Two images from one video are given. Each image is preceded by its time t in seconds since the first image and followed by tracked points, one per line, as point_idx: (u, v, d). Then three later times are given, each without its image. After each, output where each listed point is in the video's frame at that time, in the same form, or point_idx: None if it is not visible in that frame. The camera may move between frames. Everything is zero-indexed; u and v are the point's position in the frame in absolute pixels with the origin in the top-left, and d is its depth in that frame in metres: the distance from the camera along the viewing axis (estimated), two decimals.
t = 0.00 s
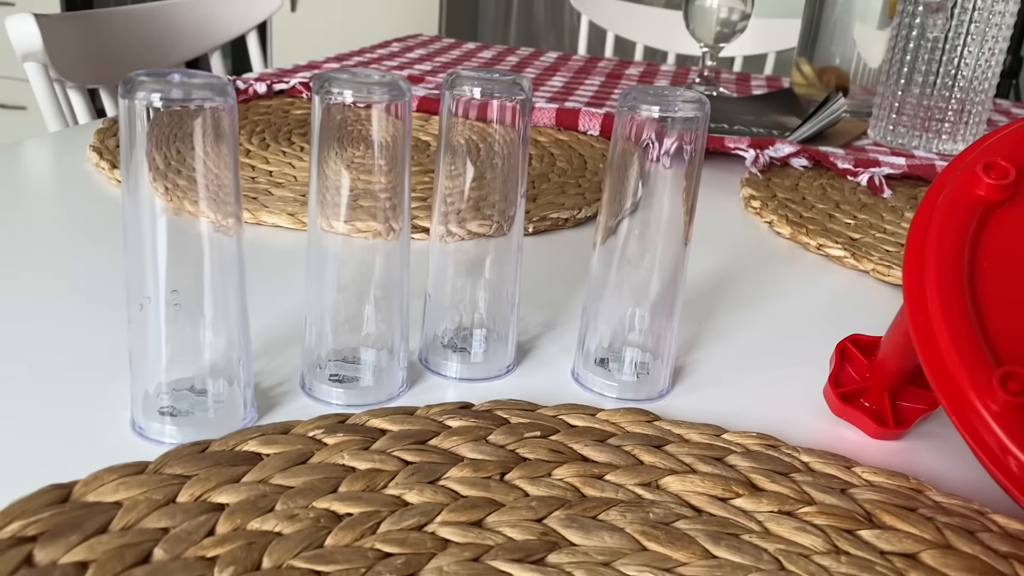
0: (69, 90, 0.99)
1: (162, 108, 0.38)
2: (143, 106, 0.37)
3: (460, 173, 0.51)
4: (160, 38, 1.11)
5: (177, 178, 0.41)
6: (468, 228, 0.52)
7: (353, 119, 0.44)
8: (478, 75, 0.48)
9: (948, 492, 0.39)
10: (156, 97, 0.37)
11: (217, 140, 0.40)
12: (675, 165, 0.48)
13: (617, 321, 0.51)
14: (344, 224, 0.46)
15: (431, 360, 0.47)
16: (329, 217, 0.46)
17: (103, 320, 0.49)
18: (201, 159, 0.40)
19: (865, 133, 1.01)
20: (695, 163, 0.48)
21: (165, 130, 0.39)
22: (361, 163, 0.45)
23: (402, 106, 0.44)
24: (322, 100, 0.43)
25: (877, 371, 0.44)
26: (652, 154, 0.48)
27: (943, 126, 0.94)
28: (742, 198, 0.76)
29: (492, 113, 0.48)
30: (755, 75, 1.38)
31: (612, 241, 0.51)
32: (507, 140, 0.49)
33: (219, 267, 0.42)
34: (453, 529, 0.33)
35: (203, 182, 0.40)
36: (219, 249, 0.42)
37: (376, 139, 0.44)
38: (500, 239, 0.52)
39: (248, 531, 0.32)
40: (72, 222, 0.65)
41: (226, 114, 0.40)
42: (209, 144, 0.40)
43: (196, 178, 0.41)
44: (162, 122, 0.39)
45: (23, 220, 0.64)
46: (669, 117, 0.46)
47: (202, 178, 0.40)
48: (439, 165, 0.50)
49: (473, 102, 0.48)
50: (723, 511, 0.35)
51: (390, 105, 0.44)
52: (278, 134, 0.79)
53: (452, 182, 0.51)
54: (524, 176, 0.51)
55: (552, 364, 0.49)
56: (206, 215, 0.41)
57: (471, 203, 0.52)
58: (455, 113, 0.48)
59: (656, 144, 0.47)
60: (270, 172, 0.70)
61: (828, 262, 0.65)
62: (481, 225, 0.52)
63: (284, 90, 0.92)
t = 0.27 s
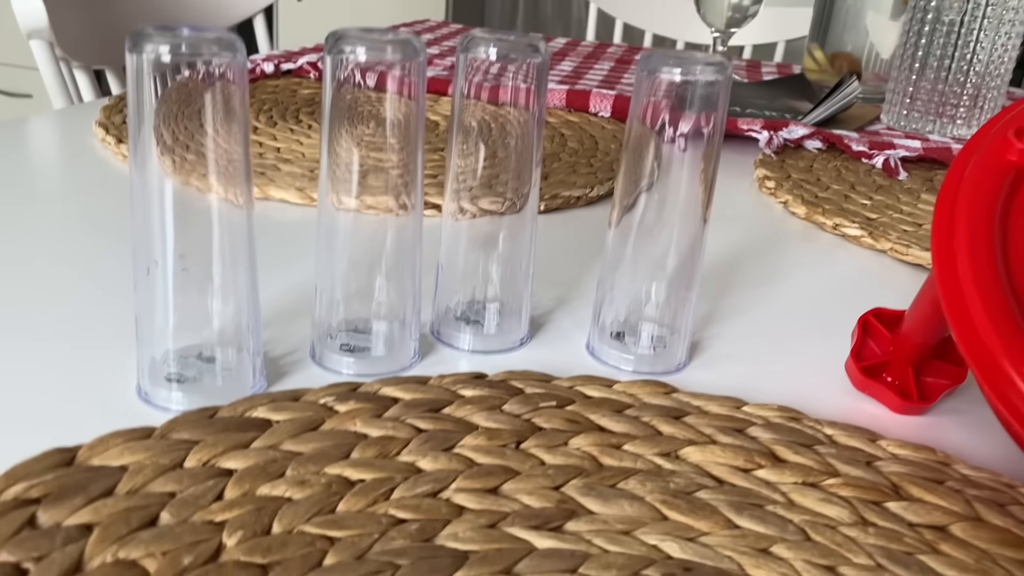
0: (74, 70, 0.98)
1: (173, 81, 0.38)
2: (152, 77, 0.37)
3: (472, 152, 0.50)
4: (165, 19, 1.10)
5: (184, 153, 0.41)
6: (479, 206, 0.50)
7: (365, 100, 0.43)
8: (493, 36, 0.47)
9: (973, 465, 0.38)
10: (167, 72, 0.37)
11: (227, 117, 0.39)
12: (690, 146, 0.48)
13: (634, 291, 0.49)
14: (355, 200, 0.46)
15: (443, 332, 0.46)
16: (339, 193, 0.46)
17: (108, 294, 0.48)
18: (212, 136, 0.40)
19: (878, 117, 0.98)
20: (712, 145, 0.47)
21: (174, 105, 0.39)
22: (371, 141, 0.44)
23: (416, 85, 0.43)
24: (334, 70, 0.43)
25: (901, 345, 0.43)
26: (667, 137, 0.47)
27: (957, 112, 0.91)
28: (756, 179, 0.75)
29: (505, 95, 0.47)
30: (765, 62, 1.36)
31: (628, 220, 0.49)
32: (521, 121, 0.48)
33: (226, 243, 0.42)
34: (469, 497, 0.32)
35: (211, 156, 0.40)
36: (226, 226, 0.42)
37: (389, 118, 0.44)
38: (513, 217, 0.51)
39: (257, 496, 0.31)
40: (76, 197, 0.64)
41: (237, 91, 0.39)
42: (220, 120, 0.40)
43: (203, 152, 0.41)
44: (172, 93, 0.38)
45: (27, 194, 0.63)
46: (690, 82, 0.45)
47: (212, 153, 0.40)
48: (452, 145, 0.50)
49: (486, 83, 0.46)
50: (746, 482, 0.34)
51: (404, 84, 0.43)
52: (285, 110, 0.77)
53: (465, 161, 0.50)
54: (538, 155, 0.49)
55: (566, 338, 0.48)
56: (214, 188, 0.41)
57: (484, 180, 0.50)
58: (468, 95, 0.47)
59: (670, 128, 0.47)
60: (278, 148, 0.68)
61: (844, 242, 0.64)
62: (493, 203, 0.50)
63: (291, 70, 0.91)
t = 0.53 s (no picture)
0: (76, 57, 0.98)
1: (175, 69, 0.37)
2: (153, 65, 0.37)
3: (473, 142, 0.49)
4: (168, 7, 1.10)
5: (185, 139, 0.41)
6: (480, 194, 0.49)
7: (366, 90, 0.43)
8: (497, 22, 0.46)
9: (971, 455, 0.38)
10: (169, 60, 0.37)
11: (228, 105, 0.40)
12: (691, 138, 0.47)
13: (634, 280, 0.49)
14: (355, 186, 0.46)
15: (443, 320, 0.47)
16: (340, 179, 0.46)
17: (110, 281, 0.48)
18: (213, 123, 0.40)
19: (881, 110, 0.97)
20: (714, 136, 0.47)
21: (175, 93, 0.39)
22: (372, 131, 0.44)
23: (417, 74, 0.43)
24: (336, 61, 0.42)
25: (901, 334, 0.43)
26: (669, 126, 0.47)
27: (961, 105, 0.91)
28: (758, 170, 0.75)
29: (506, 85, 0.47)
30: (769, 54, 1.36)
31: (628, 210, 0.49)
32: (523, 111, 0.47)
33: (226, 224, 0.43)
34: (468, 482, 0.32)
35: (213, 140, 0.41)
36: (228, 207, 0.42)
37: (390, 107, 0.44)
38: (514, 207, 0.50)
39: (256, 479, 0.31)
40: (77, 184, 0.64)
41: (238, 79, 0.39)
42: (220, 107, 0.40)
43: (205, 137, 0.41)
44: (176, 79, 0.38)
45: (28, 181, 0.63)
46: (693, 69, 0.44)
47: (214, 140, 0.41)
48: (452, 134, 0.48)
49: (487, 73, 0.46)
50: (744, 469, 0.34)
51: (405, 73, 0.43)
52: (287, 99, 0.77)
53: (466, 150, 0.49)
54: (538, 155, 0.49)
55: (566, 327, 0.48)
56: (216, 176, 0.42)
57: (485, 169, 0.49)
58: (468, 85, 0.47)
59: (671, 119, 0.47)
60: (279, 136, 0.68)
61: (846, 234, 0.64)
62: (494, 191, 0.50)
63: (293, 58, 0.91)
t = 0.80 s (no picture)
0: (73, 39, 0.97)
1: (167, 49, 0.39)
2: (146, 46, 0.38)
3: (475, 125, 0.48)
4: None
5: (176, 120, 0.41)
6: (480, 176, 0.48)
7: (363, 71, 0.42)
8: None
9: (983, 442, 0.37)
10: (161, 41, 0.38)
11: (221, 85, 0.40)
12: (697, 122, 0.46)
13: (637, 263, 0.48)
14: (350, 167, 0.44)
15: (441, 302, 0.45)
16: (336, 160, 0.44)
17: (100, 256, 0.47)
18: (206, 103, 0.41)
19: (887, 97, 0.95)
20: (719, 123, 0.46)
21: (168, 75, 0.40)
22: (370, 113, 0.43)
23: (415, 56, 0.43)
24: (331, 42, 0.42)
25: (911, 319, 0.42)
26: (673, 112, 0.46)
27: (969, 93, 0.90)
28: (764, 155, 0.74)
29: (506, 69, 0.45)
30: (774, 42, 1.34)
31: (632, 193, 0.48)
32: (524, 95, 0.47)
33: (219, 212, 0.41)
34: (464, 465, 0.31)
35: (208, 123, 0.41)
36: (219, 194, 0.41)
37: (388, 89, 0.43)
38: (514, 189, 0.49)
39: (245, 460, 0.30)
40: (70, 164, 0.62)
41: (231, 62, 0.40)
42: (213, 88, 0.40)
43: (199, 120, 0.41)
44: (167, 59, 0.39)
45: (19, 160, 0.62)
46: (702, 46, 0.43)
47: (207, 121, 0.41)
48: (450, 115, 0.47)
49: (487, 58, 0.45)
50: (750, 455, 0.33)
51: (403, 56, 0.43)
52: (285, 81, 0.75)
53: (467, 132, 0.48)
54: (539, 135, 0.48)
55: (568, 310, 0.47)
56: (208, 156, 0.41)
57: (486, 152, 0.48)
58: (467, 67, 0.45)
59: (676, 103, 0.45)
60: (276, 117, 0.67)
61: (853, 219, 0.63)
62: (494, 173, 0.49)
63: (292, 41, 0.89)
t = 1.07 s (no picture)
0: (69, 26, 0.96)
1: (157, 36, 0.37)
2: (134, 34, 0.37)
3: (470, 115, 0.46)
4: None
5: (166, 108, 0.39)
6: (477, 166, 0.47)
7: (357, 60, 0.41)
8: None
9: (987, 439, 0.37)
10: (151, 27, 0.37)
11: (209, 74, 0.39)
12: (698, 114, 0.45)
13: (637, 254, 0.47)
14: (344, 156, 0.43)
15: (435, 294, 0.45)
16: (329, 149, 0.43)
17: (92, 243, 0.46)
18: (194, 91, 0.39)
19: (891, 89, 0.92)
20: (721, 115, 0.45)
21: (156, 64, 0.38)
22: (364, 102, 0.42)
23: (410, 44, 0.41)
24: (322, 29, 0.41)
25: (915, 314, 0.41)
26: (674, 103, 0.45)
27: (975, 85, 0.87)
28: (766, 147, 0.73)
29: (505, 58, 0.44)
30: (778, 32, 1.33)
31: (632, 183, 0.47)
32: (524, 84, 0.45)
33: (204, 198, 0.41)
34: (456, 461, 0.30)
35: (197, 111, 0.40)
36: (209, 182, 0.41)
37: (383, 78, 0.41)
38: (510, 179, 0.47)
39: (231, 455, 0.29)
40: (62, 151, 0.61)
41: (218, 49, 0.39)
42: (201, 76, 0.39)
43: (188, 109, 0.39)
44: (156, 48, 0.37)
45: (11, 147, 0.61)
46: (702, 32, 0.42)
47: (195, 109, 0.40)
48: (446, 105, 0.46)
49: (485, 46, 0.44)
50: (749, 452, 0.33)
51: (398, 44, 0.41)
52: (282, 69, 0.74)
53: (463, 121, 0.47)
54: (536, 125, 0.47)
55: (565, 303, 0.46)
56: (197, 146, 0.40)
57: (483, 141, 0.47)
58: (463, 56, 0.44)
59: (677, 94, 0.44)
60: (271, 105, 0.66)
61: (856, 212, 0.62)
62: (490, 164, 0.47)
63: (289, 29, 0.88)
